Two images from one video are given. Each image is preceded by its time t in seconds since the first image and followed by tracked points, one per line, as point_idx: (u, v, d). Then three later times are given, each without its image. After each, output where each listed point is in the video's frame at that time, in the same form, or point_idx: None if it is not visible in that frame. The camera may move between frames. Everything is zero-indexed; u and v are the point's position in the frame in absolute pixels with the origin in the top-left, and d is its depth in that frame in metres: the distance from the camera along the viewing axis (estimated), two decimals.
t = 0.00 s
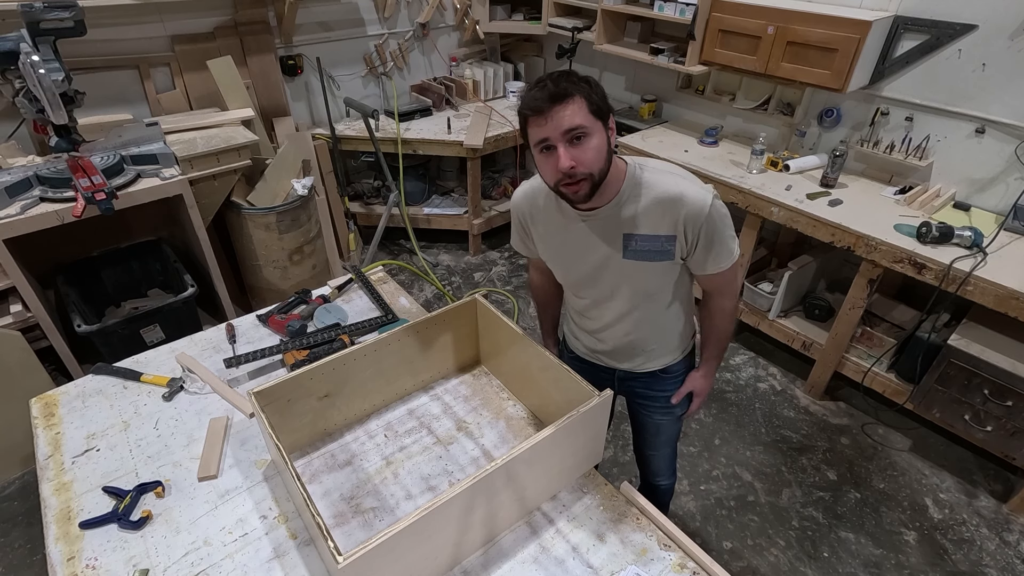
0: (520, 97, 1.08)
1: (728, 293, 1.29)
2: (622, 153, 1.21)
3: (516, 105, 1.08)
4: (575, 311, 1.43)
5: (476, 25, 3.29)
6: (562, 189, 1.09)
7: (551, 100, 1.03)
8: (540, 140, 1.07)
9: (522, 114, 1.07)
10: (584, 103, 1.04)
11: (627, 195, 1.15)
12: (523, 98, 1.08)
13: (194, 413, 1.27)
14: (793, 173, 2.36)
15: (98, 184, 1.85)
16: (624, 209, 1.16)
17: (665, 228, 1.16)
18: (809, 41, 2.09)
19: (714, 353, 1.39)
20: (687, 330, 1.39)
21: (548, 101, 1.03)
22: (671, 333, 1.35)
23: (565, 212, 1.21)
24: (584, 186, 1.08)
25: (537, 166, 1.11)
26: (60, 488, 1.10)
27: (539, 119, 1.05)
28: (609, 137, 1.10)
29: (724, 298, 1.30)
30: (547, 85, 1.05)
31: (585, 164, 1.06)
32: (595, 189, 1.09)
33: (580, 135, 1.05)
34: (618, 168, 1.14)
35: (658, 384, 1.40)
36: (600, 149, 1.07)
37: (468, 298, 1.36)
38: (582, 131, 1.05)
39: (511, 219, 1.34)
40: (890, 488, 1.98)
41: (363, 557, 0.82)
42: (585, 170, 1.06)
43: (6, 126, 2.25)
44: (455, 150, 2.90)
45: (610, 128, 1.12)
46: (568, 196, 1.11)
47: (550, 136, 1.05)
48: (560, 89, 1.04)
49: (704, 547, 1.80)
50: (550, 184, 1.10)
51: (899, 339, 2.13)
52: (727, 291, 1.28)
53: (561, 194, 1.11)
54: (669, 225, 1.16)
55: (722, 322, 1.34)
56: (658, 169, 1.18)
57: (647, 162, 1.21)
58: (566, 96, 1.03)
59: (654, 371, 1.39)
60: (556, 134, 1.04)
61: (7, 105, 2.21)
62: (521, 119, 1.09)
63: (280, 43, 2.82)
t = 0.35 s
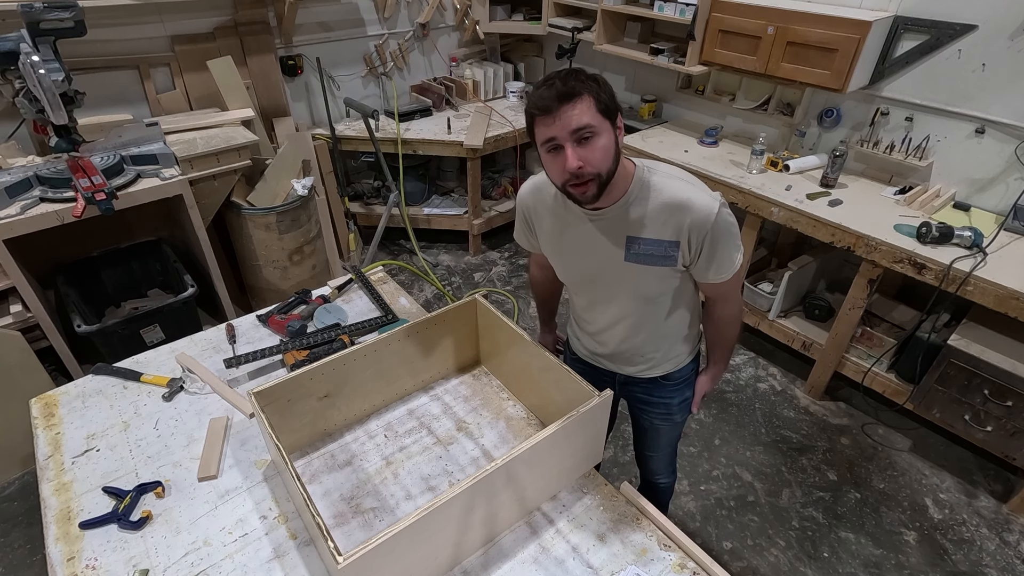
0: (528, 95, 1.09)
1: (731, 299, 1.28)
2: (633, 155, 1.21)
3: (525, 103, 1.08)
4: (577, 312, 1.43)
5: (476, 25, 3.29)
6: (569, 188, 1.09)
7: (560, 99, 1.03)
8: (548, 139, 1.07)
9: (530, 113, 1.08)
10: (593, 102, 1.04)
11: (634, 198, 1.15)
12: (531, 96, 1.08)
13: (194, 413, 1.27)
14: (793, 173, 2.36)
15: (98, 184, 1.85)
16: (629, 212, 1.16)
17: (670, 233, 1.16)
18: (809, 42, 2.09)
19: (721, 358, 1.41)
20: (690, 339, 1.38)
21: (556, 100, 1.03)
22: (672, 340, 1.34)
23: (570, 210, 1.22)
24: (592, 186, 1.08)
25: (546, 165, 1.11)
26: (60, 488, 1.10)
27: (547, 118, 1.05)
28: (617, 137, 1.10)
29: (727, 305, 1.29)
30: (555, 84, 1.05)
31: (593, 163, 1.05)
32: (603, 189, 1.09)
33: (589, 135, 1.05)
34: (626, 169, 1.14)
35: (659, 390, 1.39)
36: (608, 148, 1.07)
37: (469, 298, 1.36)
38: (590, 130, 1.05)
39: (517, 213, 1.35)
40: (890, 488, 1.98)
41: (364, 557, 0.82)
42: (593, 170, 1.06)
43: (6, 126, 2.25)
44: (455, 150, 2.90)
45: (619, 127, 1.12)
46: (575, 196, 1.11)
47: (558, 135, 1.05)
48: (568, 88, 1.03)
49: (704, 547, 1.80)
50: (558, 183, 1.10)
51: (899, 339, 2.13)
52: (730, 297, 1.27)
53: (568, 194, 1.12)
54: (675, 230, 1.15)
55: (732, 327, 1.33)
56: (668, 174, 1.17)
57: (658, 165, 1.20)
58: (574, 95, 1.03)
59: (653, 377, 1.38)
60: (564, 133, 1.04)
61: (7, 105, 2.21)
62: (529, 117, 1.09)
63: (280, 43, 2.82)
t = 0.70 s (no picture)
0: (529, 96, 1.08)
1: (739, 297, 1.28)
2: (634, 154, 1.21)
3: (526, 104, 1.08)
4: (579, 314, 1.43)
5: (476, 25, 3.29)
6: (572, 189, 1.09)
7: (561, 100, 1.03)
8: (550, 140, 1.07)
9: (532, 114, 1.08)
10: (595, 102, 1.04)
11: (637, 197, 1.15)
12: (533, 97, 1.08)
13: (194, 413, 1.27)
14: (793, 173, 2.36)
15: (98, 184, 1.85)
16: (633, 211, 1.16)
17: (673, 231, 1.16)
18: (809, 42, 2.09)
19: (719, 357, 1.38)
20: (693, 337, 1.38)
21: (558, 101, 1.03)
22: (676, 339, 1.34)
23: (573, 211, 1.22)
24: (595, 185, 1.08)
25: (548, 165, 1.11)
26: (60, 488, 1.10)
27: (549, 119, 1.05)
28: (620, 136, 1.10)
29: (735, 301, 1.29)
30: (556, 85, 1.05)
31: (596, 162, 1.05)
32: (605, 188, 1.09)
33: (591, 135, 1.05)
34: (629, 168, 1.14)
35: (661, 391, 1.39)
36: (611, 147, 1.07)
37: (468, 298, 1.36)
38: (592, 131, 1.05)
39: (519, 215, 1.35)
40: (890, 488, 1.98)
41: (364, 557, 0.82)
42: (596, 169, 1.06)
43: (6, 126, 2.25)
44: (455, 150, 2.90)
45: (621, 127, 1.11)
46: (579, 196, 1.11)
47: (560, 136, 1.05)
48: (569, 88, 1.03)
49: (704, 547, 1.80)
50: (561, 184, 1.10)
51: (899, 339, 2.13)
52: (738, 293, 1.27)
53: (571, 195, 1.12)
54: (678, 228, 1.15)
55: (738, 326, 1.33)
56: (670, 172, 1.17)
57: (660, 164, 1.20)
58: (576, 95, 1.03)
59: (657, 377, 1.38)
60: (567, 134, 1.04)
61: (7, 105, 2.21)
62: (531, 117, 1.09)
63: (280, 43, 2.82)
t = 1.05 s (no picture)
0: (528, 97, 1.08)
1: (743, 288, 1.29)
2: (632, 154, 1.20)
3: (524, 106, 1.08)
4: (579, 314, 1.43)
5: (475, 25, 3.29)
6: (570, 191, 1.10)
7: (559, 102, 1.03)
8: (547, 142, 1.07)
9: (530, 116, 1.07)
10: (593, 103, 1.04)
11: (635, 197, 1.15)
12: (531, 98, 1.07)
13: (194, 413, 1.27)
14: (793, 173, 2.36)
15: (98, 184, 1.85)
16: (631, 211, 1.16)
17: (672, 231, 1.16)
18: (808, 42, 2.09)
19: (720, 346, 1.44)
20: (693, 337, 1.38)
21: (556, 103, 1.03)
22: (676, 339, 1.33)
23: (571, 211, 1.22)
24: (593, 188, 1.08)
25: (547, 167, 1.11)
26: (60, 488, 1.10)
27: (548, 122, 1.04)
28: (618, 137, 1.10)
29: (738, 293, 1.30)
30: (554, 86, 1.04)
31: (594, 164, 1.06)
32: (604, 190, 1.09)
33: (589, 138, 1.05)
34: (628, 169, 1.14)
35: (662, 393, 1.39)
36: (609, 150, 1.07)
37: (469, 298, 1.36)
38: (590, 133, 1.05)
39: (518, 214, 1.35)
40: (890, 488, 1.98)
41: (364, 557, 0.82)
42: (594, 171, 1.06)
43: (6, 126, 2.25)
44: (455, 150, 2.90)
45: (619, 127, 1.11)
46: (577, 198, 1.11)
47: (559, 138, 1.05)
48: (568, 90, 1.03)
49: (704, 547, 1.80)
50: (559, 186, 1.10)
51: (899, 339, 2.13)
52: (741, 286, 1.28)
53: (569, 196, 1.12)
54: (676, 228, 1.15)
55: (739, 316, 1.35)
56: (668, 173, 1.17)
57: (658, 163, 1.20)
58: (575, 97, 1.03)
59: (658, 380, 1.38)
60: (565, 136, 1.04)
61: (7, 105, 2.21)
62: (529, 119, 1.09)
63: (280, 43, 2.82)
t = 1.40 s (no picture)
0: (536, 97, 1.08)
1: (747, 290, 1.28)
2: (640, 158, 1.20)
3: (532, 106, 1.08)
4: (583, 315, 1.43)
5: (475, 25, 3.29)
6: (572, 192, 1.09)
7: (565, 103, 1.03)
8: (552, 142, 1.06)
9: (536, 116, 1.08)
10: (599, 107, 1.04)
11: (643, 201, 1.15)
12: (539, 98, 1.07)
13: (194, 413, 1.27)
14: (794, 173, 2.36)
15: (98, 184, 1.85)
16: (639, 215, 1.16)
17: (680, 235, 1.16)
18: (808, 42, 2.09)
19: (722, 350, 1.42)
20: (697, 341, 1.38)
21: (562, 104, 1.03)
22: (680, 341, 1.34)
23: (577, 215, 1.22)
24: (594, 190, 1.08)
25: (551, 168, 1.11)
26: (60, 488, 1.10)
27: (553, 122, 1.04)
28: (624, 142, 1.10)
29: (742, 294, 1.29)
30: (562, 87, 1.05)
31: (596, 167, 1.05)
32: (605, 193, 1.09)
33: (592, 141, 1.04)
34: (633, 174, 1.13)
35: (662, 392, 1.39)
36: (613, 154, 1.06)
37: (469, 298, 1.36)
38: (594, 136, 1.04)
39: (523, 216, 1.35)
40: (890, 489, 1.98)
41: (364, 558, 0.82)
42: (595, 175, 1.06)
43: (6, 126, 2.25)
44: (455, 150, 2.89)
45: (626, 133, 1.11)
46: (578, 200, 1.11)
47: (562, 139, 1.05)
48: (575, 92, 1.03)
49: (704, 548, 1.80)
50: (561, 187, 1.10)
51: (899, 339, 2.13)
52: (746, 287, 1.27)
53: (571, 198, 1.12)
54: (684, 233, 1.16)
55: (743, 319, 1.33)
56: (677, 177, 1.17)
57: (666, 167, 1.20)
58: (581, 99, 1.03)
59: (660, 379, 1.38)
60: (568, 138, 1.04)
61: (7, 105, 2.21)
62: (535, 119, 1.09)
63: (280, 43, 2.82)
